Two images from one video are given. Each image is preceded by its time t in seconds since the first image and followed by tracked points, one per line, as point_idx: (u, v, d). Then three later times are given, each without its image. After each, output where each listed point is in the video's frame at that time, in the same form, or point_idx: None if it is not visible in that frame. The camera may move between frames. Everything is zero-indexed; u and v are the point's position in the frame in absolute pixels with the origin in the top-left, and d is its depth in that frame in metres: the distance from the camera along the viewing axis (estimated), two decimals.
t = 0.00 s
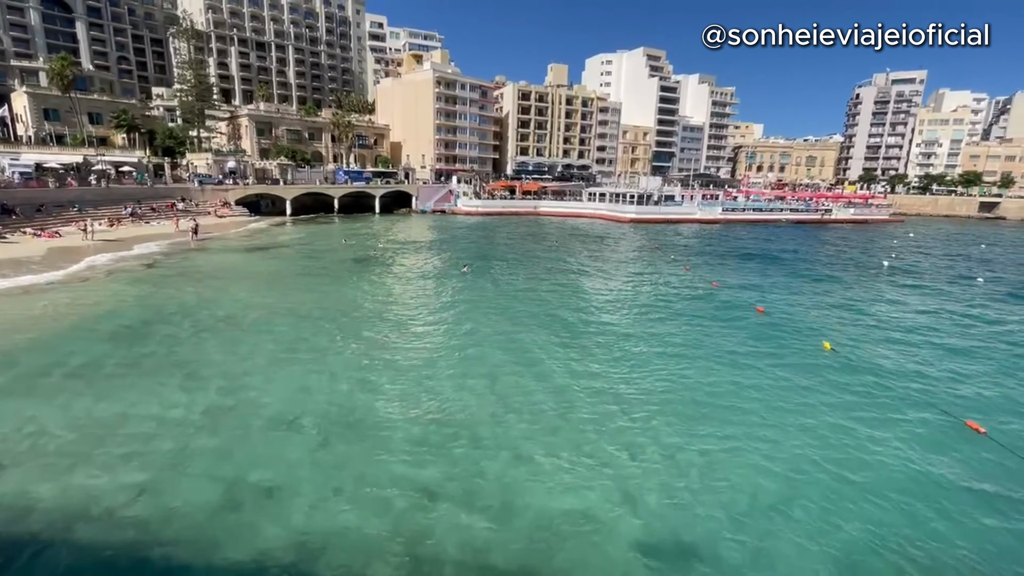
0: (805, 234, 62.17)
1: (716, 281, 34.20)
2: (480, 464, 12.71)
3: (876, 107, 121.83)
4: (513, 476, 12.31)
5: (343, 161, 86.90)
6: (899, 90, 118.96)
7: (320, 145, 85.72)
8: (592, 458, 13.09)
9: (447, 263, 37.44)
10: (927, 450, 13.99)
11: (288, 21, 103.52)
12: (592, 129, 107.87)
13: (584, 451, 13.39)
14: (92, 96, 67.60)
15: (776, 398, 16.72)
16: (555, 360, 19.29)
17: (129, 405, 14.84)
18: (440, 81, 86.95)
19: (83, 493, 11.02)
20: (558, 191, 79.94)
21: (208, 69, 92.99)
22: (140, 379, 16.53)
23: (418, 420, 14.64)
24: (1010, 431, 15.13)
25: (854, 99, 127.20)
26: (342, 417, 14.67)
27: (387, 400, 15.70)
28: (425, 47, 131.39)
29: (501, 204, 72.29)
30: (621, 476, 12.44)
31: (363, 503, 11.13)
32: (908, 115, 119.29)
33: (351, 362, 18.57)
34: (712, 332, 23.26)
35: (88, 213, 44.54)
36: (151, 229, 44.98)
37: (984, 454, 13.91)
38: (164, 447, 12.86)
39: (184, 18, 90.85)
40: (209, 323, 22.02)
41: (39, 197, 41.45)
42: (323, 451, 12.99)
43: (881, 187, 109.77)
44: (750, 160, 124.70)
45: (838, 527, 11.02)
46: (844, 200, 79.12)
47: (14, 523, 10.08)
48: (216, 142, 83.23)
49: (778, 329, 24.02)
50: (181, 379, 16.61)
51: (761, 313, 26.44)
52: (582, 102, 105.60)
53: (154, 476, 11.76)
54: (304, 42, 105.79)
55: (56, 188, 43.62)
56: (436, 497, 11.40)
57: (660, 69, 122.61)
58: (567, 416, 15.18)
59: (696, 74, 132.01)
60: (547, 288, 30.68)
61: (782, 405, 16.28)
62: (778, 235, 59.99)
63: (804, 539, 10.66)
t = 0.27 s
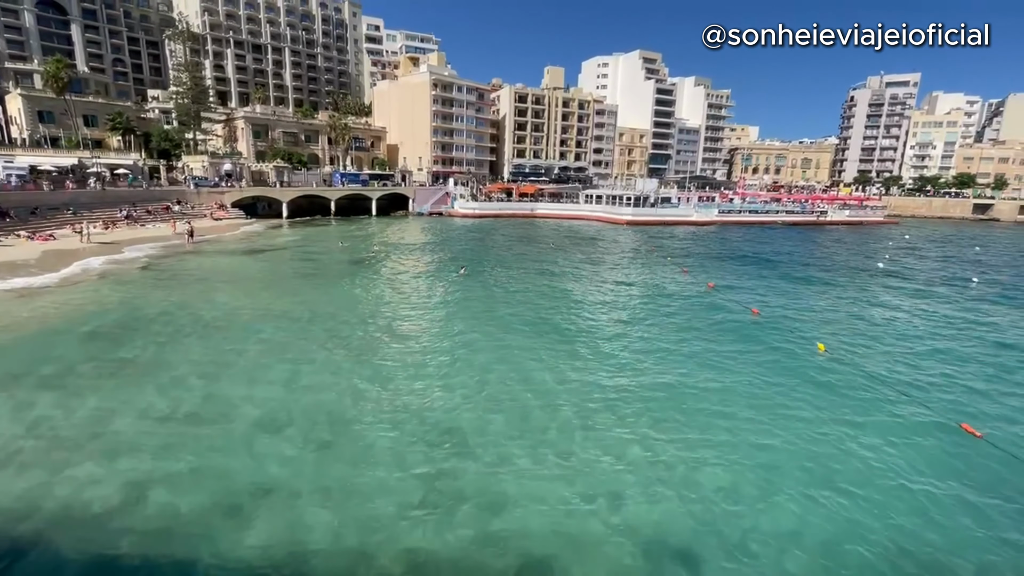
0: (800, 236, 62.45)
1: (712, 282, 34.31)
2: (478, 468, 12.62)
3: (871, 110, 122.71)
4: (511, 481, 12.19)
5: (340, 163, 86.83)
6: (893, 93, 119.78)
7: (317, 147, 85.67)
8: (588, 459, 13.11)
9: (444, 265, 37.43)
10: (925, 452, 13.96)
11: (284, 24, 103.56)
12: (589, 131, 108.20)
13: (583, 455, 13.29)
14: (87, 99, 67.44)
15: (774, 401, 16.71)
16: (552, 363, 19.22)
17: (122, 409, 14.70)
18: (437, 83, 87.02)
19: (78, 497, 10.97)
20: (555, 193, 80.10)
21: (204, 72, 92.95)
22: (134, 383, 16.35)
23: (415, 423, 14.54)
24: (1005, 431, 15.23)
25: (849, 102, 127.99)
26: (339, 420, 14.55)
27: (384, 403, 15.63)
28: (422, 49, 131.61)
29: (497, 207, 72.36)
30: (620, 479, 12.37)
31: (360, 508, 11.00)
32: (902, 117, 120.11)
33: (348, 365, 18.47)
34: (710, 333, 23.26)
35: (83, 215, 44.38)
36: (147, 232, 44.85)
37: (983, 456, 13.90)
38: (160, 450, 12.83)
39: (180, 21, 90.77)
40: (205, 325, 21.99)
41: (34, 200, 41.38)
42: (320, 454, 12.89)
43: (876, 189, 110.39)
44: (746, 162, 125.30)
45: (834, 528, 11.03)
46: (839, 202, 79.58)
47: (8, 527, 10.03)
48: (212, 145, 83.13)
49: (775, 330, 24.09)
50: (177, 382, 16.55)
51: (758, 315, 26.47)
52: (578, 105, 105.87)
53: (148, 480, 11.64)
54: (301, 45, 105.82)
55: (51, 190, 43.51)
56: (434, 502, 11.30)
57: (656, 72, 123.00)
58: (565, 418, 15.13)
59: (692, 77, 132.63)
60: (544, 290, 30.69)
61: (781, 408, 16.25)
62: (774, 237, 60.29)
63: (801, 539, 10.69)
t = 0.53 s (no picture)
0: (795, 238, 62.79)
1: (707, 284, 34.48)
2: (473, 469, 12.63)
3: (864, 112, 123.64)
4: (506, 481, 12.22)
5: (335, 165, 86.67)
6: (886, 95, 120.77)
7: (312, 149, 85.49)
8: (581, 462, 13.08)
9: (440, 267, 37.43)
10: (917, 451, 14.07)
11: (280, 26, 103.38)
12: (584, 133, 108.56)
13: (577, 456, 13.36)
14: (80, 100, 67.08)
15: (768, 401, 16.81)
16: (548, 364, 19.28)
17: (116, 411, 14.65)
18: (432, 86, 87.09)
19: (65, 501, 10.84)
20: (550, 195, 80.19)
21: (199, 73, 92.64)
22: (127, 386, 16.28)
23: (411, 424, 14.54)
24: (996, 432, 15.28)
25: (843, 105, 128.90)
26: (334, 422, 14.53)
27: (379, 405, 15.63)
28: (418, 52, 131.76)
29: (493, 208, 72.41)
30: (615, 480, 12.40)
31: (354, 510, 10.99)
32: (895, 120, 121.11)
33: (344, 366, 18.48)
34: (705, 334, 23.40)
35: (76, 218, 44.06)
36: (141, 234, 44.60)
37: (974, 454, 14.02)
38: (149, 454, 12.70)
39: (174, 22, 90.45)
40: (197, 328, 21.84)
41: (26, 202, 41.05)
42: (315, 456, 12.87)
43: (870, 192, 111.18)
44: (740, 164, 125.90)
45: (826, 527, 11.11)
46: (833, 204, 80.04)
47: None
48: (207, 147, 82.80)
49: (769, 331, 24.26)
50: (167, 385, 16.40)
51: (752, 317, 26.63)
52: (574, 107, 106.23)
53: (142, 483, 11.59)
54: (296, 47, 105.62)
55: (44, 193, 43.21)
56: (429, 503, 11.31)
57: (651, 74, 123.00)
58: (560, 420, 15.16)
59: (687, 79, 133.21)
60: (540, 291, 30.76)
61: (775, 408, 16.34)
62: (768, 239, 60.60)
63: (794, 541, 10.65)
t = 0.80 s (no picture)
0: (788, 239, 63.21)
1: (702, 286, 34.63)
2: (470, 471, 12.61)
3: (856, 115, 124.76)
4: (503, 483, 12.20)
5: (330, 167, 86.42)
6: (877, 98, 121.94)
7: (306, 150, 85.22)
8: (580, 464, 13.08)
9: (436, 269, 37.38)
10: (910, 451, 14.18)
11: (274, 27, 103.03)
12: (579, 135, 108.91)
13: (574, 456, 13.36)
14: (72, 101, 66.56)
15: (763, 402, 16.89)
16: (544, 365, 19.30)
17: (109, 414, 14.53)
18: (427, 87, 87.07)
19: (57, 507, 10.72)
20: (546, 197, 80.30)
21: (192, 74, 92.13)
22: (121, 388, 16.17)
23: (407, 426, 14.52)
24: (985, 430, 15.50)
25: (835, 107, 129.87)
26: (330, 425, 14.46)
27: (375, 407, 15.58)
28: (413, 53, 131.71)
29: (489, 210, 72.42)
30: (611, 481, 12.41)
31: (350, 513, 10.94)
32: (886, 122, 122.32)
33: (339, 368, 18.41)
34: (700, 335, 23.52)
35: (67, 218, 43.67)
36: (133, 235, 44.26)
37: (966, 453, 14.15)
38: (143, 457, 12.61)
39: (167, 22, 89.92)
40: (192, 330, 21.73)
41: (16, 203, 40.67)
42: (311, 458, 12.80)
43: (862, 193, 112.13)
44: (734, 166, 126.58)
45: (820, 526, 11.18)
46: (825, 206, 80.66)
47: None
48: (200, 148, 82.37)
49: (763, 332, 24.42)
50: (161, 388, 16.29)
51: (746, 318, 26.78)
52: (568, 109, 106.53)
53: (136, 487, 11.49)
54: (290, 48, 105.30)
55: (34, 194, 42.83)
56: (425, 505, 11.28)
57: (646, 77, 123.50)
58: (556, 421, 15.17)
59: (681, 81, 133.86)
60: (536, 293, 30.78)
61: (770, 408, 16.42)
62: (762, 241, 61.01)
63: (790, 541, 10.73)
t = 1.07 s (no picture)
0: (778, 240, 63.76)
1: (695, 286, 34.84)
2: (462, 471, 12.61)
3: (846, 116, 126.05)
4: (496, 484, 12.21)
5: (322, 166, 85.95)
6: (867, 100, 123.33)
7: (298, 149, 84.69)
8: (574, 464, 13.10)
9: (429, 269, 37.27)
10: (897, 449, 14.36)
11: (265, 25, 102.23)
12: (572, 135, 109.17)
13: (567, 457, 13.42)
14: (59, 98, 65.63)
15: (753, 402, 17.03)
16: (537, 366, 19.33)
17: (98, 417, 14.39)
18: (420, 87, 86.84)
19: (45, 513, 10.56)
20: (539, 197, 80.44)
21: (182, 71, 91.17)
22: (110, 390, 16.02)
23: (400, 427, 14.50)
24: (973, 429, 15.69)
25: (825, 109, 131.20)
26: (322, 426, 14.41)
27: (367, 408, 15.54)
28: (405, 52, 131.32)
29: (482, 210, 72.37)
30: (603, 481, 12.47)
31: (341, 514, 10.90)
32: (875, 124, 123.74)
33: (331, 369, 18.34)
34: (692, 336, 23.67)
35: (54, 217, 43.03)
36: (123, 235, 43.72)
37: (952, 452, 14.35)
38: (132, 459, 12.52)
39: (157, 19, 88.91)
40: (183, 331, 21.57)
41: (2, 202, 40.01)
42: (303, 460, 12.77)
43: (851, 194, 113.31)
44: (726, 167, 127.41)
45: (810, 524, 11.27)
46: (816, 207, 81.41)
47: None
48: (190, 146, 81.56)
49: (754, 332, 24.64)
50: (152, 389, 16.18)
51: (737, 318, 27.00)
52: (561, 109, 106.74)
53: (125, 489, 11.41)
54: (282, 46, 104.54)
55: (21, 192, 42.18)
56: (416, 505, 11.27)
57: (639, 77, 123.82)
58: (549, 421, 15.21)
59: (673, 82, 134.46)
60: (529, 293, 30.79)
61: (760, 408, 16.56)
62: (753, 241, 61.48)
63: (780, 539, 10.84)
